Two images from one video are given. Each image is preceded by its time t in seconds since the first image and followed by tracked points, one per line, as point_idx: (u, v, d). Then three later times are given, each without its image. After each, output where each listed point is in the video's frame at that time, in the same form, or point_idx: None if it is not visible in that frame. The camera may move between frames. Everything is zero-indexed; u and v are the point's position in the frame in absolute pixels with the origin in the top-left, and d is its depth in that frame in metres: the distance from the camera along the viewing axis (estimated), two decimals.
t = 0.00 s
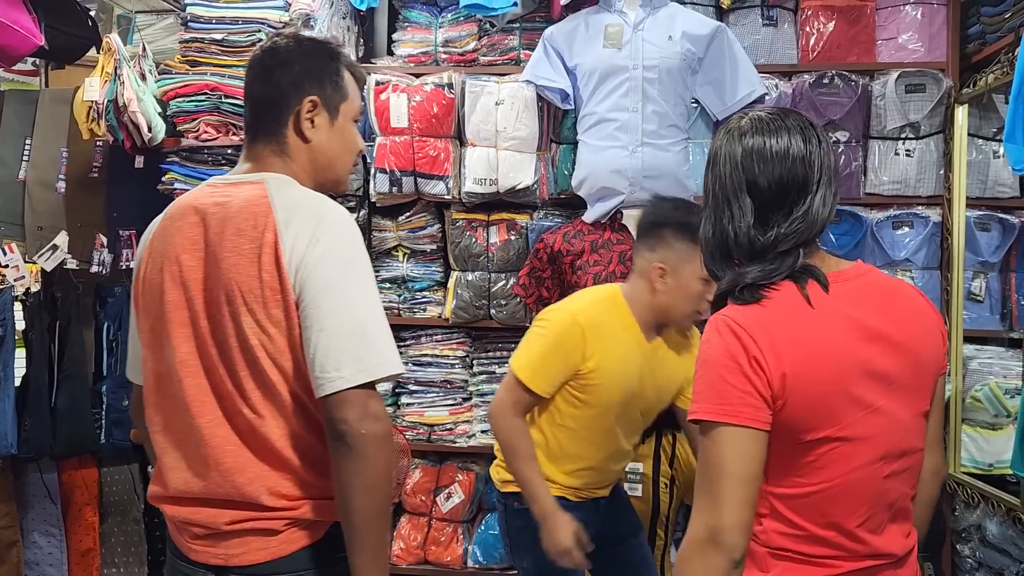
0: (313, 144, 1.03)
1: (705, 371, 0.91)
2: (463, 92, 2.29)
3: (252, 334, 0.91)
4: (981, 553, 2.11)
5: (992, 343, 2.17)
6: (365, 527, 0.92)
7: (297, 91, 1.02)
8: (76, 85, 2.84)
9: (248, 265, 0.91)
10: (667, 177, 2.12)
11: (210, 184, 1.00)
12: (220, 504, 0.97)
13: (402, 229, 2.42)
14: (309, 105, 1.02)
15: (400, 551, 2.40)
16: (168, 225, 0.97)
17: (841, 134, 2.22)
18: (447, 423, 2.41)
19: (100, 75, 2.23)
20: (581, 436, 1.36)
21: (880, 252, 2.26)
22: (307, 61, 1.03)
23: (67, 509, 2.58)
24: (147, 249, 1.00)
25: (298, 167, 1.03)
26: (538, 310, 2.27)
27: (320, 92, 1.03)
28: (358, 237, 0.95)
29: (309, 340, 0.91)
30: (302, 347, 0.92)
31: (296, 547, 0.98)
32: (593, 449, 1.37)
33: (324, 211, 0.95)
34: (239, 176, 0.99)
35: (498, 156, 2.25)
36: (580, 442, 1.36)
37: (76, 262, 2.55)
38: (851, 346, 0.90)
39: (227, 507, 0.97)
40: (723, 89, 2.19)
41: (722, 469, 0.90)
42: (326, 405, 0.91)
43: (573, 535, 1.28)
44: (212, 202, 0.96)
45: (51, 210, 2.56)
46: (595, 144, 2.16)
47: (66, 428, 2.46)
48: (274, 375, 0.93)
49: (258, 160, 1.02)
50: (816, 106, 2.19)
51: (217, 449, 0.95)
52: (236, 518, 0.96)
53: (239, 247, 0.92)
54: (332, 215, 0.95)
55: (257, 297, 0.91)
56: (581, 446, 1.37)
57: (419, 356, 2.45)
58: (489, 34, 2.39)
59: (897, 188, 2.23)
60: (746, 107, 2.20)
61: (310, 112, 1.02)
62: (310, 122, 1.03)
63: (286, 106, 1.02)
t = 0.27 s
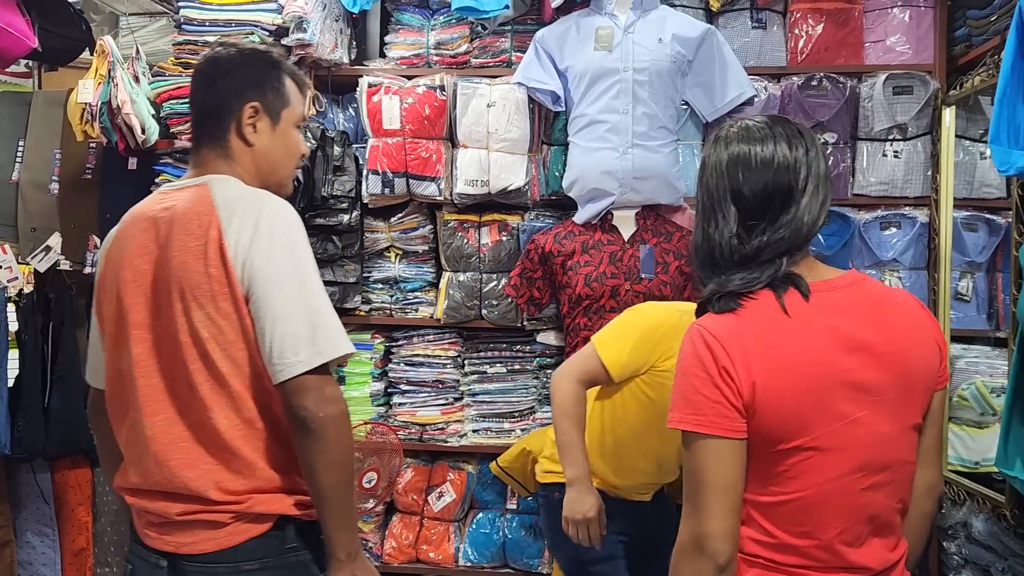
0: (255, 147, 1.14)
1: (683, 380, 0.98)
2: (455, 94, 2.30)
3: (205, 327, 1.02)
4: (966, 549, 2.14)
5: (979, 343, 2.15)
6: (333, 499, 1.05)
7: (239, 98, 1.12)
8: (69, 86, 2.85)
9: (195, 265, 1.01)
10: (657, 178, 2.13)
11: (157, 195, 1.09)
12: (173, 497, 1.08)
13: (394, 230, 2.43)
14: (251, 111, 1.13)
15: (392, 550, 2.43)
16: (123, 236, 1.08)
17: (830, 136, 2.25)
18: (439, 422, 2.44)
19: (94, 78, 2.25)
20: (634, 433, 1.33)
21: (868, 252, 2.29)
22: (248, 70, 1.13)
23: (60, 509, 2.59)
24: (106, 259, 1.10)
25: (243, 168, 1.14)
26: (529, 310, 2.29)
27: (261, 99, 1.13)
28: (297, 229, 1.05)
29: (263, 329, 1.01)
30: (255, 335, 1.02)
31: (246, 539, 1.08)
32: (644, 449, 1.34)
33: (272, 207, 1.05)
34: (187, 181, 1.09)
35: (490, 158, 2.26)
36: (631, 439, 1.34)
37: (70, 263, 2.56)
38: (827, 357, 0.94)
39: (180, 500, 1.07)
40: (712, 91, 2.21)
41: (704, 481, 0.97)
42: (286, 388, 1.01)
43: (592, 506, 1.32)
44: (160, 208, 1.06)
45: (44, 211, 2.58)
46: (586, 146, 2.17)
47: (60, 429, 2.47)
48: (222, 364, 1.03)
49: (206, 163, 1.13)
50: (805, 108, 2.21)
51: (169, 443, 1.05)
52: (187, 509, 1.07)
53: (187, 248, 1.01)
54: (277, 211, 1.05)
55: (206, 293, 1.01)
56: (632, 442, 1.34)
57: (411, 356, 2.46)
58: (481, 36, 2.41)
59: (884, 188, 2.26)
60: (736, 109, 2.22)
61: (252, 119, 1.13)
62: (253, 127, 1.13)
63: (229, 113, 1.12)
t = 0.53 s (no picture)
0: (202, 150, 1.21)
1: (657, 376, 0.98)
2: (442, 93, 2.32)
3: (145, 320, 1.08)
4: (949, 544, 2.15)
5: (959, 339, 2.20)
6: (275, 483, 1.12)
7: (184, 104, 1.19)
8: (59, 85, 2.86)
9: (139, 261, 1.07)
10: (641, 177, 2.15)
11: (112, 196, 1.16)
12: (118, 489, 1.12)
13: (382, 228, 2.45)
14: (196, 115, 1.20)
15: (381, 546, 2.45)
16: (75, 238, 1.15)
17: (813, 134, 2.27)
18: (427, 419, 2.46)
19: (83, 77, 2.26)
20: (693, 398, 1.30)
21: (851, 250, 2.31)
22: (192, 76, 1.20)
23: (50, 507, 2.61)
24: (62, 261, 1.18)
25: (192, 171, 1.21)
26: (516, 308, 2.30)
27: (204, 104, 1.20)
28: (237, 223, 1.12)
29: (205, 323, 1.07)
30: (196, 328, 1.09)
31: (184, 531, 1.12)
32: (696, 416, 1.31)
33: (215, 206, 1.11)
34: (136, 184, 1.16)
35: (477, 156, 2.28)
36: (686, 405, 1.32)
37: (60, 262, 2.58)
38: (799, 353, 0.95)
39: (124, 492, 1.12)
40: (698, 90, 2.22)
41: (678, 478, 0.97)
42: (227, 380, 1.08)
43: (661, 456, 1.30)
44: (109, 210, 1.13)
45: (34, 210, 2.58)
46: (571, 145, 2.19)
47: (50, 427, 2.49)
48: (162, 357, 1.08)
49: (156, 167, 1.20)
50: (789, 106, 2.24)
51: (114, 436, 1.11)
52: (128, 501, 1.11)
53: (133, 245, 1.08)
54: (219, 209, 1.11)
55: (148, 289, 1.07)
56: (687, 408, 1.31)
57: (399, 353, 2.48)
58: (468, 36, 2.43)
59: (867, 186, 2.28)
60: (720, 108, 2.23)
61: (197, 124, 1.20)
62: (198, 132, 1.20)
63: (175, 118, 1.19)
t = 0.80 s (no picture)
0: (159, 143, 1.25)
1: (643, 366, 0.98)
2: (428, 91, 2.34)
3: (90, 306, 1.13)
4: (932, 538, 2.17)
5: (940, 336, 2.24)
6: (220, 470, 1.13)
7: (140, 99, 1.23)
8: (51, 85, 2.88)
9: (82, 250, 1.12)
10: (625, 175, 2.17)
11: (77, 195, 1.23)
12: (77, 473, 1.17)
13: (370, 226, 2.47)
14: (151, 110, 1.23)
15: (369, 541, 2.47)
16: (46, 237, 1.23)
17: (796, 132, 2.29)
18: (414, 416, 2.47)
19: (72, 76, 2.28)
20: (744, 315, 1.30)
21: (835, 247, 2.33)
22: (147, 71, 1.24)
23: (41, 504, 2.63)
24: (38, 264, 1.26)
25: (154, 165, 1.26)
26: (502, 304, 2.32)
27: (157, 98, 1.23)
28: (179, 210, 1.15)
29: (141, 308, 1.09)
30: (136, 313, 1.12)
31: (137, 514, 1.16)
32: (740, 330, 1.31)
33: (157, 195, 1.15)
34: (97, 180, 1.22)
35: (463, 155, 2.30)
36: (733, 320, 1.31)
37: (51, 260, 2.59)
38: (779, 340, 0.97)
39: (83, 476, 1.16)
40: (681, 88, 2.23)
41: (659, 466, 0.96)
42: (162, 364, 1.09)
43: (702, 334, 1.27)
44: (71, 206, 1.19)
45: (26, 209, 2.60)
46: (555, 143, 2.21)
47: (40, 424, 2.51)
48: (108, 342, 1.13)
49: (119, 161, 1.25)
50: (771, 105, 2.26)
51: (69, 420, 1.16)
52: (85, 484, 1.16)
53: (81, 233, 1.13)
54: (164, 198, 1.15)
55: (91, 276, 1.12)
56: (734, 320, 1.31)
57: (387, 351, 2.49)
58: (455, 35, 2.44)
59: (850, 184, 2.29)
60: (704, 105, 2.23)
61: (152, 117, 1.23)
62: (155, 125, 1.24)
63: (132, 113, 1.23)
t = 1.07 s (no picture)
0: (146, 140, 1.28)
1: (643, 365, 0.98)
2: (421, 92, 2.36)
3: (76, 301, 1.16)
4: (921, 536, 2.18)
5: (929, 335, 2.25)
6: (202, 464, 1.14)
7: (122, 98, 1.26)
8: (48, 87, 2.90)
9: (69, 246, 1.16)
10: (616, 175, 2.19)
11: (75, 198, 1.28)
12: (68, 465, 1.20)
13: (364, 226, 2.49)
14: (135, 108, 1.26)
15: (363, 539, 2.48)
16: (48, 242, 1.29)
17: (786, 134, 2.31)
18: (408, 415, 2.49)
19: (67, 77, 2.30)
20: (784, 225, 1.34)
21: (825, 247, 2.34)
22: (127, 70, 1.27)
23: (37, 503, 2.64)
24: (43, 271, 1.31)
25: (145, 163, 1.29)
26: (494, 304, 2.35)
27: (139, 96, 1.26)
28: (162, 204, 1.17)
29: (121, 301, 1.11)
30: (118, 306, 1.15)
31: (125, 505, 1.18)
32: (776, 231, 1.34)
33: (140, 190, 1.17)
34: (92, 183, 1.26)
35: (456, 155, 2.32)
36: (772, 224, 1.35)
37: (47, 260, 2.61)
38: (770, 334, 0.98)
39: (77, 468, 1.19)
40: (671, 88, 2.26)
41: (670, 468, 0.97)
42: (143, 355, 1.11)
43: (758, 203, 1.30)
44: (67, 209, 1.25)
45: (22, 210, 2.62)
46: (546, 144, 2.23)
47: (36, 423, 2.53)
48: (95, 337, 1.17)
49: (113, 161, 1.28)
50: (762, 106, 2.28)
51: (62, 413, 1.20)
52: (77, 475, 1.19)
53: (71, 232, 1.17)
54: (146, 193, 1.17)
55: (76, 272, 1.16)
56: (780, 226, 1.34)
57: (381, 350, 2.51)
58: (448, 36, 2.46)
59: (840, 185, 2.31)
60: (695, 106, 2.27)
61: (137, 114, 1.26)
62: (140, 122, 1.27)
63: (116, 113, 1.26)
